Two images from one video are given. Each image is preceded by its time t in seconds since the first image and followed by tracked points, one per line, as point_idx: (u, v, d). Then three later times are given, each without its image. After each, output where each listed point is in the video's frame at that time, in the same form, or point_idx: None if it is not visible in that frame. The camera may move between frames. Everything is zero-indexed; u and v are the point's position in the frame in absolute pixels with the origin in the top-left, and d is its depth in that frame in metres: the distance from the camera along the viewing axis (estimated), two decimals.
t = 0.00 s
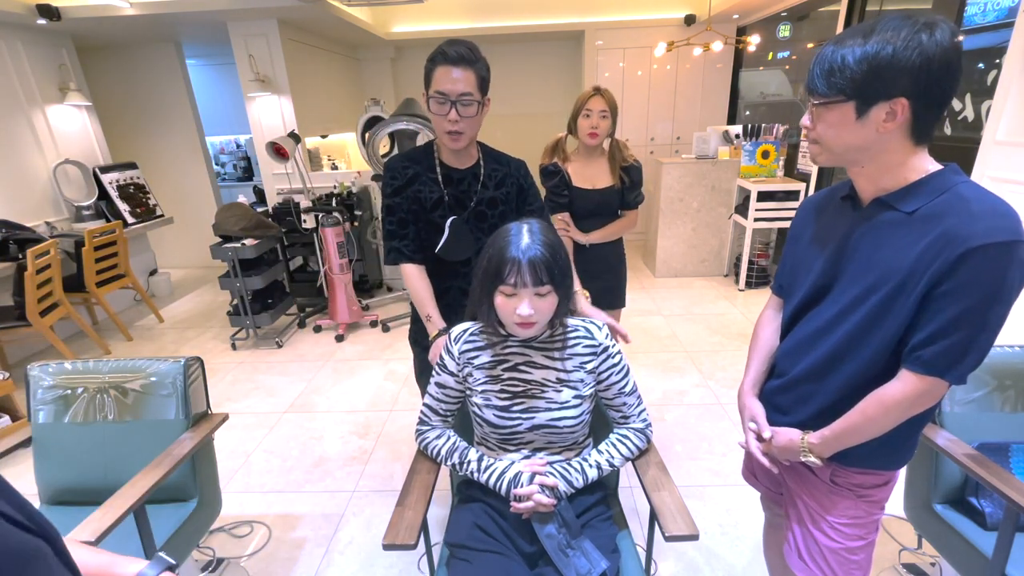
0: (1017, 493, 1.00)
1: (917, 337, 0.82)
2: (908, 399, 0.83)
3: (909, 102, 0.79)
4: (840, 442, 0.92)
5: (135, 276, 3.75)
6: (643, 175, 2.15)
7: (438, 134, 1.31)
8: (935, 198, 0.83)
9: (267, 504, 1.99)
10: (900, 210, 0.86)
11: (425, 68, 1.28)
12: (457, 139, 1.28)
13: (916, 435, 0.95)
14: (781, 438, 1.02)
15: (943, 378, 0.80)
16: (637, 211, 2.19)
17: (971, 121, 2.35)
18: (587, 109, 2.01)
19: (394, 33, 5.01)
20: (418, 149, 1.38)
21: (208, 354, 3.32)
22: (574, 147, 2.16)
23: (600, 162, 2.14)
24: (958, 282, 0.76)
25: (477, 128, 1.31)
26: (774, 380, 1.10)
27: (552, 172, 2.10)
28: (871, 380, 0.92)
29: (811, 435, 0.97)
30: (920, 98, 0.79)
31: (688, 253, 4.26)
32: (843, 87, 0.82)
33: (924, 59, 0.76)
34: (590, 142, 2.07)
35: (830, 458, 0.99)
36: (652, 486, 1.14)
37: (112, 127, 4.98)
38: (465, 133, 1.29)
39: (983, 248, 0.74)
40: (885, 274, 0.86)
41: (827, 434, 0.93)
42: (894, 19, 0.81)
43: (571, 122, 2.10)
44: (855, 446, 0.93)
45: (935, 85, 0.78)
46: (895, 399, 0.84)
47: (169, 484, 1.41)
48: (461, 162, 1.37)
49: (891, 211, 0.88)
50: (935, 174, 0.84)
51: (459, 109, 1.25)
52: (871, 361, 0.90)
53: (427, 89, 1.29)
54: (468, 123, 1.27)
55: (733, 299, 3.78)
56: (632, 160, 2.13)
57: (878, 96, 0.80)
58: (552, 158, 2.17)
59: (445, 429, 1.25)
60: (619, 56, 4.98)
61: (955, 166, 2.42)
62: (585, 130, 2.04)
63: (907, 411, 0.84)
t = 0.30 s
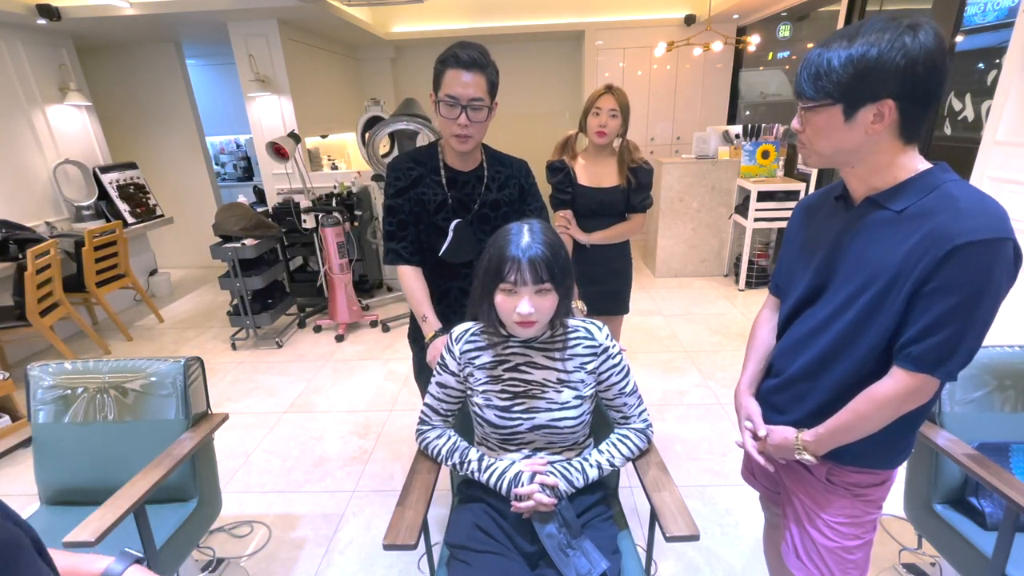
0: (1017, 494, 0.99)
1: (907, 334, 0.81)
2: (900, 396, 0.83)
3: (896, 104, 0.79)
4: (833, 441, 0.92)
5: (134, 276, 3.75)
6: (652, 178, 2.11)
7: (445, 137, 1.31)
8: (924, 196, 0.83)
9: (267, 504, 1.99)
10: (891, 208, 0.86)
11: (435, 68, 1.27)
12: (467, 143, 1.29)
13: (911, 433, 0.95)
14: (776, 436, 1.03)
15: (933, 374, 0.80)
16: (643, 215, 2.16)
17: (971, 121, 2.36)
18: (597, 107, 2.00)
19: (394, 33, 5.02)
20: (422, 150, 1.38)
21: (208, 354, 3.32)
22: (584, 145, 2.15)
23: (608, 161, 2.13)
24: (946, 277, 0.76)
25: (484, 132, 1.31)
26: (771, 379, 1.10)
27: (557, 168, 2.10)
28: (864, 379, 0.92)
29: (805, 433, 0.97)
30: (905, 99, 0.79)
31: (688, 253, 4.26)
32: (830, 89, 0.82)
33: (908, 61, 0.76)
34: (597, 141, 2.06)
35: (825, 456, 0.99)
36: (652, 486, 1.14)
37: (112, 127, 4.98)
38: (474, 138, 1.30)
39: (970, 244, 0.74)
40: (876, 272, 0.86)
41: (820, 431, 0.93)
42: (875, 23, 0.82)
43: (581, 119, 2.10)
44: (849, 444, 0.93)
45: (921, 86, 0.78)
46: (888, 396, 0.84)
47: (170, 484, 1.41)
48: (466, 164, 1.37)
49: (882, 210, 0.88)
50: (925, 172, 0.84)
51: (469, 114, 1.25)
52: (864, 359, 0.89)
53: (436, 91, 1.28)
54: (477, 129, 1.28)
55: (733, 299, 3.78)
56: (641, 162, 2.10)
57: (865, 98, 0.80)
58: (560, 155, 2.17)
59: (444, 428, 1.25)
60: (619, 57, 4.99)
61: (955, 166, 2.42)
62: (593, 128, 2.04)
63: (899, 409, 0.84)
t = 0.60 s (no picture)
0: (1018, 493, 0.99)
1: (902, 332, 0.81)
2: (896, 395, 0.83)
3: (889, 102, 0.79)
4: (830, 440, 0.92)
5: (134, 276, 3.75)
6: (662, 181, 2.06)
7: (441, 132, 1.31)
8: (918, 195, 0.83)
9: (267, 504, 1.99)
10: (885, 208, 0.86)
11: (433, 66, 1.28)
12: (461, 137, 1.29)
13: (909, 433, 0.94)
14: (773, 436, 1.03)
15: (927, 372, 0.80)
16: (651, 219, 2.11)
17: (971, 121, 2.36)
18: (608, 106, 2.00)
19: (394, 33, 5.02)
20: (422, 149, 1.38)
21: (208, 354, 3.32)
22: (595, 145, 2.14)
23: (618, 162, 2.10)
24: (939, 275, 0.76)
25: (480, 128, 1.31)
26: (770, 380, 1.10)
27: (565, 168, 2.10)
28: (861, 379, 0.92)
29: (802, 432, 0.97)
30: (898, 98, 0.79)
31: (688, 253, 4.26)
32: (823, 89, 0.82)
33: (900, 61, 0.76)
34: (607, 140, 2.05)
35: (823, 456, 0.99)
36: (652, 486, 1.14)
37: (112, 127, 4.98)
38: (469, 132, 1.29)
39: (962, 242, 0.74)
40: (872, 271, 0.86)
41: (817, 431, 0.93)
42: (866, 24, 0.82)
43: (593, 118, 2.09)
44: (847, 443, 0.93)
45: (914, 85, 0.78)
46: (883, 395, 0.84)
47: (170, 483, 1.41)
48: (464, 163, 1.37)
49: (877, 209, 0.88)
50: (918, 171, 0.84)
51: (464, 108, 1.25)
52: (860, 358, 0.89)
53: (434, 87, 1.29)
54: (472, 123, 1.28)
55: (733, 299, 3.78)
56: (651, 164, 2.05)
57: (858, 98, 0.80)
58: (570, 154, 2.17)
59: (445, 428, 1.25)
60: (619, 57, 4.99)
61: (955, 166, 2.42)
62: (603, 127, 2.02)
63: (895, 408, 0.84)
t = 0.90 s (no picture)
0: (1017, 493, 0.99)
1: (898, 332, 0.81)
2: (892, 395, 0.83)
3: (884, 103, 0.79)
4: (828, 440, 0.91)
5: (134, 276, 3.75)
6: (668, 183, 2.06)
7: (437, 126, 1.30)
8: (913, 196, 0.83)
9: (267, 504, 1.99)
10: (881, 208, 0.86)
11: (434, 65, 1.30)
12: (456, 130, 1.28)
13: (906, 433, 0.94)
14: (771, 436, 1.03)
15: (923, 372, 0.80)
16: (657, 221, 2.10)
17: (971, 121, 2.36)
18: (614, 109, 1.99)
19: (394, 33, 5.02)
20: (420, 148, 1.39)
21: (208, 354, 3.32)
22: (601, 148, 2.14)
23: (624, 165, 2.09)
24: (934, 275, 0.76)
25: (476, 124, 1.30)
26: (768, 380, 1.09)
27: (570, 171, 2.12)
28: (859, 378, 0.92)
29: (800, 433, 0.97)
30: (894, 99, 0.79)
31: (688, 253, 4.26)
32: (819, 89, 0.82)
33: (896, 61, 0.76)
34: (613, 144, 2.03)
35: (821, 456, 0.99)
36: (652, 486, 1.14)
37: (112, 127, 4.98)
38: (464, 126, 1.28)
39: (957, 242, 0.74)
40: (868, 271, 0.86)
41: (814, 431, 0.93)
42: (862, 25, 0.82)
43: (600, 121, 2.08)
44: (844, 443, 0.93)
45: (911, 85, 0.78)
46: (879, 396, 0.84)
47: (170, 483, 1.41)
48: (460, 161, 1.36)
49: (874, 209, 0.88)
50: (914, 171, 0.85)
51: (459, 101, 1.26)
52: (858, 358, 0.89)
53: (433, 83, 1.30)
54: (469, 116, 1.27)
55: (733, 299, 3.78)
56: (658, 167, 2.04)
57: (854, 98, 0.80)
58: (576, 158, 2.18)
59: (444, 428, 1.26)
60: (619, 57, 4.99)
61: (955, 166, 2.42)
62: (609, 130, 2.02)
63: (891, 408, 0.84)
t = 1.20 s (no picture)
0: (1018, 493, 0.99)
1: (898, 332, 0.81)
2: (891, 395, 0.83)
3: (883, 103, 0.79)
4: (827, 440, 0.91)
5: (134, 276, 3.75)
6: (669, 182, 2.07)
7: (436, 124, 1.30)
8: (912, 196, 0.83)
9: (267, 504, 1.99)
10: (880, 208, 0.86)
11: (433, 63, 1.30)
12: (455, 128, 1.28)
13: (906, 433, 0.94)
14: (771, 436, 1.03)
15: (923, 372, 0.80)
16: (659, 220, 2.11)
17: (971, 121, 2.36)
18: (616, 110, 1.98)
19: (394, 33, 5.02)
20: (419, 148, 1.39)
21: (208, 354, 3.32)
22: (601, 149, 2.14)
23: (625, 165, 2.09)
24: (934, 275, 0.76)
25: (475, 122, 1.30)
26: (768, 380, 1.09)
27: (571, 172, 2.11)
28: (859, 378, 0.91)
29: (799, 433, 0.97)
30: (893, 99, 0.79)
31: (688, 253, 4.26)
32: (819, 89, 0.82)
33: (895, 61, 0.76)
34: (615, 145, 2.03)
35: (821, 456, 0.99)
36: (652, 486, 1.14)
37: (112, 126, 4.98)
38: (463, 124, 1.28)
39: (957, 242, 0.74)
40: (868, 271, 0.86)
41: (814, 431, 0.93)
42: (862, 24, 0.82)
43: (601, 121, 2.07)
44: (843, 443, 0.93)
45: (910, 85, 0.78)
46: (879, 396, 0.84)
47: (169, 484, 1.41)
48: (459, 160, 1.36)
49: (873, 210, 0.88)
50: (914, 171, 0.84)
51: (459, 99, 1.26)
52: (858, 358, 0.89)
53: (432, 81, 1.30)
54: (468, 114, 1.27)
55: (733, 299, 3.78)
56: (659, 167, 2.05)
57: (853, 99, 0.80)
58: (577, 158, 2.17)
59: (445, 428, 1.26)
60: (619, 56, 4.99)
61: (955, 166, 2.42)
62: (610, 131, 2.01)
63: (891, 408, 0.84)
